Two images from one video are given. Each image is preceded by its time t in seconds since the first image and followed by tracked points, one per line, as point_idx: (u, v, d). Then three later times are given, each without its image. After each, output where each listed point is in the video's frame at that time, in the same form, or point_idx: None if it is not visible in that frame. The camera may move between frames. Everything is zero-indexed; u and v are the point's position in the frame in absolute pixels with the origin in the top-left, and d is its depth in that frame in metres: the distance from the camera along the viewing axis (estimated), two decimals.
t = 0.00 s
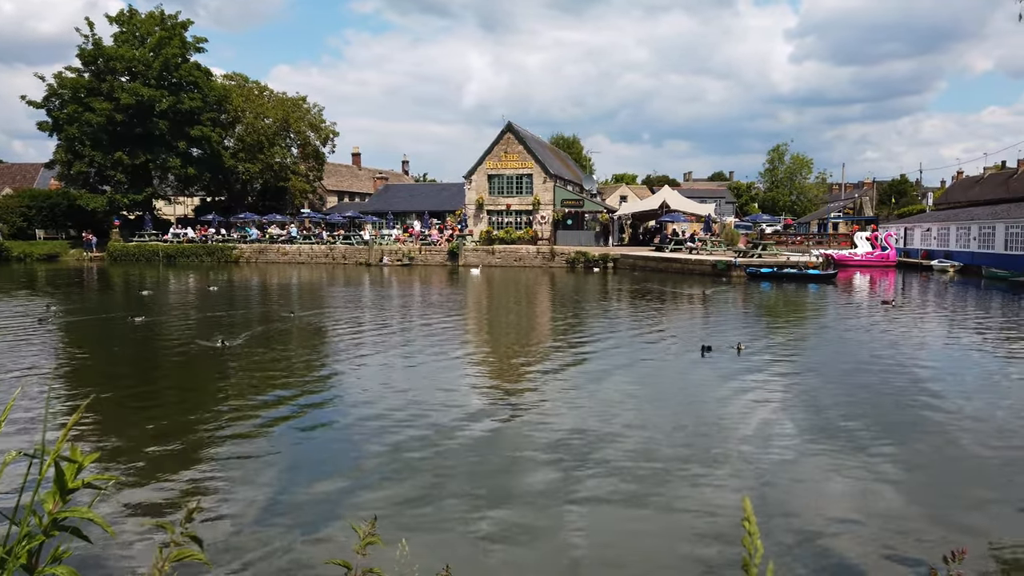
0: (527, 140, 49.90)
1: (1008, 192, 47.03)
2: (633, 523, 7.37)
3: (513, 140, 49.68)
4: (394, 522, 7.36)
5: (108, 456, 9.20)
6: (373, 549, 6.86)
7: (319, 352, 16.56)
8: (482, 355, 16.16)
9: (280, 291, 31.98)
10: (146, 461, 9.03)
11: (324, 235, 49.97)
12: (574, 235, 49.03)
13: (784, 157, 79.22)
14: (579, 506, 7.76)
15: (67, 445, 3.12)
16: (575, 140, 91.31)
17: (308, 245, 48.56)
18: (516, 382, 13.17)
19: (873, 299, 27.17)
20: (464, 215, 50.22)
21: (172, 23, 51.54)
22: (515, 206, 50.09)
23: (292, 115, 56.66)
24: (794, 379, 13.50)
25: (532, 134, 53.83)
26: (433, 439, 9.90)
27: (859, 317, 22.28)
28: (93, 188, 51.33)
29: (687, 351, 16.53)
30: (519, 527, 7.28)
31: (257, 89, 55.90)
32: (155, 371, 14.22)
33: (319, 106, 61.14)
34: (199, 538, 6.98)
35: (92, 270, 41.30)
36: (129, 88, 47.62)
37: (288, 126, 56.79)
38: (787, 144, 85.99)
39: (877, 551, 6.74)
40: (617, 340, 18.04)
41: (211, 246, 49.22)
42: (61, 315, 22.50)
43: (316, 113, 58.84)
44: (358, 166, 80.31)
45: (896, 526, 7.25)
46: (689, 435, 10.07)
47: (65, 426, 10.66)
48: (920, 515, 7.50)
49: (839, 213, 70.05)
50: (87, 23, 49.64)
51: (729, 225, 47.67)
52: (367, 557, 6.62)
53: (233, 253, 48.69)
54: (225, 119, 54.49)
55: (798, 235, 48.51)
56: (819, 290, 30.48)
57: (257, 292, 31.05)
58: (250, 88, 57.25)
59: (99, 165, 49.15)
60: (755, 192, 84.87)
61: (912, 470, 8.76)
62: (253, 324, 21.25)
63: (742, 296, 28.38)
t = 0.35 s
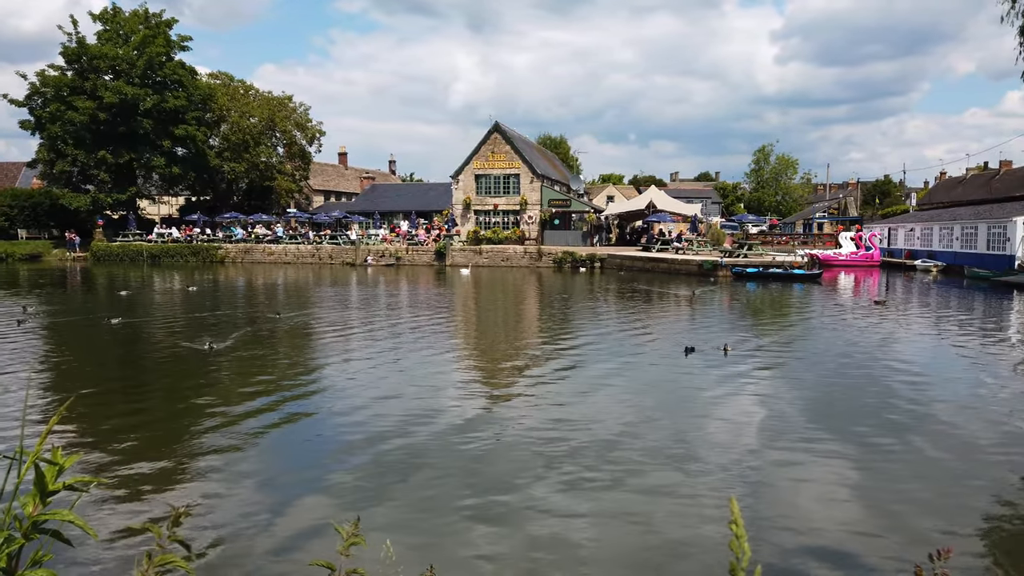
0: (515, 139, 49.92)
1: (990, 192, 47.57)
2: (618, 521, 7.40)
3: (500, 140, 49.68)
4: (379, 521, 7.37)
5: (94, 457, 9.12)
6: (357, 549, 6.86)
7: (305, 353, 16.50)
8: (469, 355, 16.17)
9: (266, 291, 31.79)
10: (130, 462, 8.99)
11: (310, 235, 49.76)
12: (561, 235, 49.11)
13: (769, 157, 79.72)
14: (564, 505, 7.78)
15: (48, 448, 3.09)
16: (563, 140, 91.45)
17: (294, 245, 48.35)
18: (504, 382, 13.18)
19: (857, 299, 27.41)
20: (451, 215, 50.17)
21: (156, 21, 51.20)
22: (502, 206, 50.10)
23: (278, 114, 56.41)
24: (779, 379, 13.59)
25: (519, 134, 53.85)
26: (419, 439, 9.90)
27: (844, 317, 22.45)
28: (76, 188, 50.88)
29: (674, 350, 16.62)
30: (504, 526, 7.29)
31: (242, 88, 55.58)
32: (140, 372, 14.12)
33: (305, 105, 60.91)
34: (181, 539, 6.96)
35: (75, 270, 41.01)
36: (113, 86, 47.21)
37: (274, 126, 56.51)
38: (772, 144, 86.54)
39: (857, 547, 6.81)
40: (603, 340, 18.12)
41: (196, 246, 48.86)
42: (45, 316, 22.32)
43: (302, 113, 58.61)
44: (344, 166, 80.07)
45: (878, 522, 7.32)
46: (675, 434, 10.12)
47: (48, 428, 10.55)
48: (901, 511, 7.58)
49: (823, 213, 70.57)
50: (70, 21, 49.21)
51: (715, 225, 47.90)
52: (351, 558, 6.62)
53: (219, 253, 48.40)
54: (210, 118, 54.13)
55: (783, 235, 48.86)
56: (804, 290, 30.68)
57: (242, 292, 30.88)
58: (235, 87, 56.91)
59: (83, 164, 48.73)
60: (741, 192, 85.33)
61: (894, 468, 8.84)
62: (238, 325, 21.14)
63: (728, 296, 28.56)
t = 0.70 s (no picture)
0: (499, 139, 49.91)
1: (969, 192, 48.20)
2: (604, 522, 7.41)
3: (484, 140, 49.65)
4: (363, 525, 7.30)
5: (73, 461, 9.00)
6: (337, 553, 6.82)
7: (288, 354, 16.39)
8: (454, 355, 16.14)
9: (247, 291, 31.54)
10: (108, 466, 8.87)
11: (292, 235, 49.43)
12: (545, 235, 49.18)
13: (751, 158, 80.31)
14: (550, 507, 7.76)
15: (20, 450, 3.02)
16: (546, 140, 91.58)
17: (277, 245, 48.06)
18: (489, 382, 13.16)
19: (838, 299, 27.69)
20: (435, 215, 50.07)
21: (136, 19, 50.66)
22: (486, 206, 50.07)
23: (260, 113, 56.05)
24: (764, 379, 13.65)
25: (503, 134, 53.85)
26: (404, 441, 9.84)
27: (826, 317, 22.65)
28: (54, 187, 50.26)
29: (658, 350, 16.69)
30: (491, 528, 7.27)
31: (224, 87, 55.10)
32: (119, 374, 13.95)
33: (287, 104, 60.56)
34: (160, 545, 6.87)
35: (53, 271, 40.52)
36: (92, 84, 46.66)
37: (256, 125, 56.13)
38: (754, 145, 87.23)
39: (842, 547, 6.84)
40: (588, 340, 18.16)
41: (177, 246, 48.38)
42: (22, 317, 22.03)
43: (284, 112, 58.29)
44: (327, 166, 79.72)
45: (861, 522, 7.36)
46: (660, 433, 10.15)
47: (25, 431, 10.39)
48: (886, 511, 7.63)
49: (804, 214, 71.21)
50: (48, 18, 48.60)
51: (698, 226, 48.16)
52: (333, 562, 6.57)
53: (200, 253, 47.96)
54: (191, 117, 53.60)
55: (765, 235, 49.25)
56: (786, 290, 30.90)
57: (224, 293, 30.57)
58: (217, 86, 56.46)
59: (61, 163, 48.13)
60: (724, 193, 85.90)
61: (877, 467, 8.90)
62: (219, 325, 20.95)
63: (711, 296, 28.75)
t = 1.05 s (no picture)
0: (481, 138, 49.92)
1: (945, 193, 48.93)
2: (584, 521, 7.42)
3: (466, 139, 49.64)
4: (342, 526, 7.27)
5: (49, 463, 8.94)
6: (313, 553, 6.82)
7: (269, 354, 16.34)
8: (437, 355, 16.15)
9: (227, 291, 31.35)
10: (83, 468, 8.80)
11: (273, 234, 49.12)
12: (527, 234, 49.29)
13: (732, 158, 80.92)
14: (531, 506, 7.77)
15: None
16: (529, 140, 91.72)
17: (257, 245, 47.79)
18: (471, 382, 13.18)
19: (818, 298, 28.04)
20: (417, 214, 49.99)
21: (113, 15, 50.11)
22: (468, 205, 50.05)
23: (240, 112, 55.66)
24: (744, 377, 13.77)
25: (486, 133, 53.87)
26: (386, 441, 9.81)
27: (805, 315, 22.90)
28: (30, 185, 49.63)
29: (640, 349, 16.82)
30: (471, 528, 7.26)
31: (203, 85, 54.68)
32: (96, 375, 13.84)
33: (268, 103, 60.19)
34: (134, 548, 6.80)
35: (28, 270, 39.95)
36: (68, 82, 46.13)
37: (236, 123, 55.73)
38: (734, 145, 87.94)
39: (818, 544, 6.91)
40: (570, 340, 18.25)
41: (156, 245, 47.91)
42: None
43: (264, 110, 57.95)
44: (308, 164, 79.34)
45: (837, 518, 7.44)
46: (641, 432, 10.24)
47: None
48: (864, 507, 7.71)
49: (784, 214, 71.89)
50: (22, 15, 47.97)
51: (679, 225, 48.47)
52: (310, 564, 6.53)
53: (179, 252, 47.53)
54: (170, 115, 53.08)
55: (745, 235, 49.66)
56: (766, 289, 31.21)
57: (203, 292, 30.35)
58: (196, 84, 55.97)
59: (36, 161, 47.54)
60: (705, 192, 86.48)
61: (856, 463, 8.99)
62: (199, 326, 20.81)
63: (692, 295, 28.97)
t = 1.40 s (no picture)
0: (462, 135, 49.81)
1: (921, 191, 49.56)
2: (563, 517, 7.42)
3: (447, 136, 49.50)
4: (320, 524, 7.23)
5: (22, 463, 8.83)
6: (288, 551, 6.76)
7: (249, 352, 16.21)
8: (419, 353, 16.12)
9: (207, 289, 31.12)
10: (55, 468, 8.68)
11: (252, 231, 48.71)
12: (508, 232, 49.30)
13: (712, 156, 81.45)
14: (511, 503, 7.75)
15: None
16: (510, 137, 91.71)
17: (236, 242, 47.40)
18: (453, 381, 13.17)
19: (797, 295, 28.31)
20: (398, 211, 49.80)
21: (88, 9, 49.34)
22: (450, 203, 49.93)
23: (218, 108, 55.10)
24: (725, 374, 13.86)
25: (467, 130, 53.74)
26: (366, 440, 9.75)
27: (784, 312, 23.12)
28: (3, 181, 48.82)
29: (622, 347, 16.89)
30: (450, 525, 7.24)
31: (181, 80, 54.09)
32: (72, 374, 13.66)
33: (247, 99, 59.66)
34: (106, 547, 6.72)
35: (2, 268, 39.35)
36: (42, 76, 45.41)
37: (215, 119, 55.14)
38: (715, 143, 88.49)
39: (794, 538, 6.96)
40: (552, 337, 18.31)
41: (133, 242, 47.36)
42: None
43: (243, 106, 57.46)
44: (288, 161, 78.76)
45: (814, 513, 7.50)
46: (624, 429, 10.28)
47: None
48: (840, 502, 7.78)
49: (764, 212, 72.45)
50: None
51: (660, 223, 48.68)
52: (286, 562, 6.48)
53: (157, 249, 47.03)
54: (147, 111, 52.42)
55: (725, 232, 50.02)
56: (745, 286, 31.47)
57: (182, 291, 30.03)
58: (173, 79, 55.32)
59: (9, 157, 46.77)
60: (685, 190, 86.96)
61: (834, 459, 9.07)
62: (176, 324, 20.59)
63: (672, 292, 29.14)
